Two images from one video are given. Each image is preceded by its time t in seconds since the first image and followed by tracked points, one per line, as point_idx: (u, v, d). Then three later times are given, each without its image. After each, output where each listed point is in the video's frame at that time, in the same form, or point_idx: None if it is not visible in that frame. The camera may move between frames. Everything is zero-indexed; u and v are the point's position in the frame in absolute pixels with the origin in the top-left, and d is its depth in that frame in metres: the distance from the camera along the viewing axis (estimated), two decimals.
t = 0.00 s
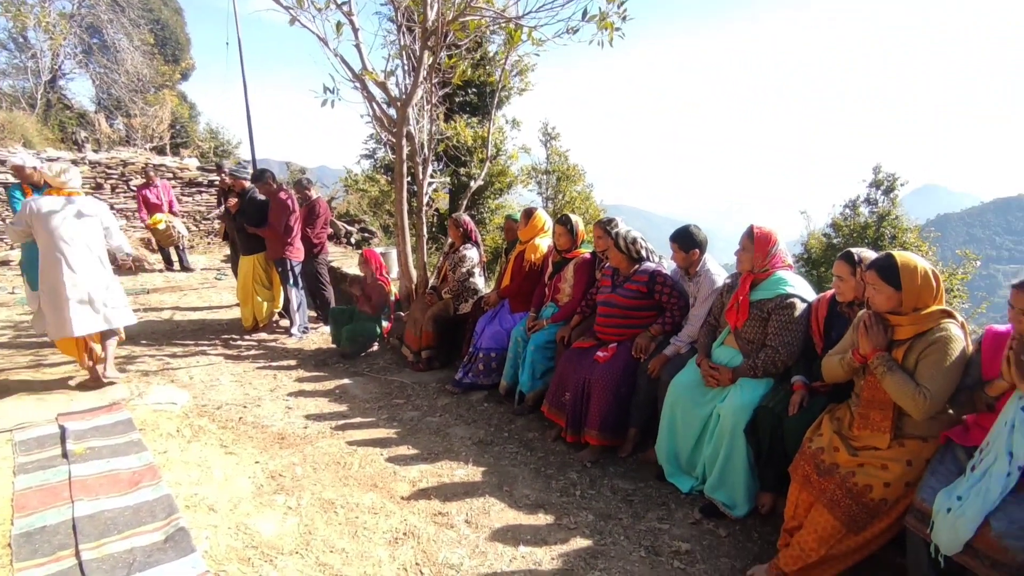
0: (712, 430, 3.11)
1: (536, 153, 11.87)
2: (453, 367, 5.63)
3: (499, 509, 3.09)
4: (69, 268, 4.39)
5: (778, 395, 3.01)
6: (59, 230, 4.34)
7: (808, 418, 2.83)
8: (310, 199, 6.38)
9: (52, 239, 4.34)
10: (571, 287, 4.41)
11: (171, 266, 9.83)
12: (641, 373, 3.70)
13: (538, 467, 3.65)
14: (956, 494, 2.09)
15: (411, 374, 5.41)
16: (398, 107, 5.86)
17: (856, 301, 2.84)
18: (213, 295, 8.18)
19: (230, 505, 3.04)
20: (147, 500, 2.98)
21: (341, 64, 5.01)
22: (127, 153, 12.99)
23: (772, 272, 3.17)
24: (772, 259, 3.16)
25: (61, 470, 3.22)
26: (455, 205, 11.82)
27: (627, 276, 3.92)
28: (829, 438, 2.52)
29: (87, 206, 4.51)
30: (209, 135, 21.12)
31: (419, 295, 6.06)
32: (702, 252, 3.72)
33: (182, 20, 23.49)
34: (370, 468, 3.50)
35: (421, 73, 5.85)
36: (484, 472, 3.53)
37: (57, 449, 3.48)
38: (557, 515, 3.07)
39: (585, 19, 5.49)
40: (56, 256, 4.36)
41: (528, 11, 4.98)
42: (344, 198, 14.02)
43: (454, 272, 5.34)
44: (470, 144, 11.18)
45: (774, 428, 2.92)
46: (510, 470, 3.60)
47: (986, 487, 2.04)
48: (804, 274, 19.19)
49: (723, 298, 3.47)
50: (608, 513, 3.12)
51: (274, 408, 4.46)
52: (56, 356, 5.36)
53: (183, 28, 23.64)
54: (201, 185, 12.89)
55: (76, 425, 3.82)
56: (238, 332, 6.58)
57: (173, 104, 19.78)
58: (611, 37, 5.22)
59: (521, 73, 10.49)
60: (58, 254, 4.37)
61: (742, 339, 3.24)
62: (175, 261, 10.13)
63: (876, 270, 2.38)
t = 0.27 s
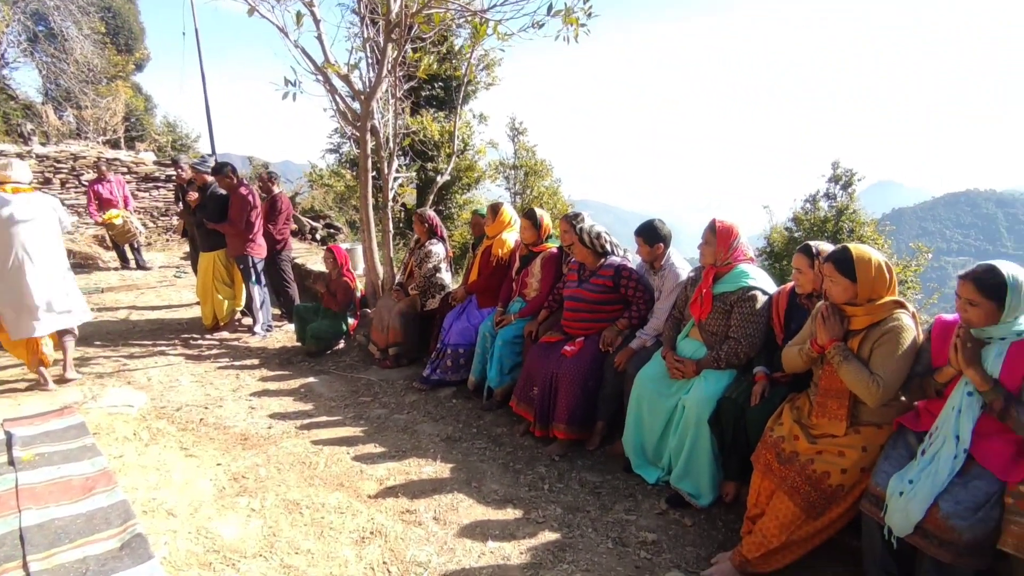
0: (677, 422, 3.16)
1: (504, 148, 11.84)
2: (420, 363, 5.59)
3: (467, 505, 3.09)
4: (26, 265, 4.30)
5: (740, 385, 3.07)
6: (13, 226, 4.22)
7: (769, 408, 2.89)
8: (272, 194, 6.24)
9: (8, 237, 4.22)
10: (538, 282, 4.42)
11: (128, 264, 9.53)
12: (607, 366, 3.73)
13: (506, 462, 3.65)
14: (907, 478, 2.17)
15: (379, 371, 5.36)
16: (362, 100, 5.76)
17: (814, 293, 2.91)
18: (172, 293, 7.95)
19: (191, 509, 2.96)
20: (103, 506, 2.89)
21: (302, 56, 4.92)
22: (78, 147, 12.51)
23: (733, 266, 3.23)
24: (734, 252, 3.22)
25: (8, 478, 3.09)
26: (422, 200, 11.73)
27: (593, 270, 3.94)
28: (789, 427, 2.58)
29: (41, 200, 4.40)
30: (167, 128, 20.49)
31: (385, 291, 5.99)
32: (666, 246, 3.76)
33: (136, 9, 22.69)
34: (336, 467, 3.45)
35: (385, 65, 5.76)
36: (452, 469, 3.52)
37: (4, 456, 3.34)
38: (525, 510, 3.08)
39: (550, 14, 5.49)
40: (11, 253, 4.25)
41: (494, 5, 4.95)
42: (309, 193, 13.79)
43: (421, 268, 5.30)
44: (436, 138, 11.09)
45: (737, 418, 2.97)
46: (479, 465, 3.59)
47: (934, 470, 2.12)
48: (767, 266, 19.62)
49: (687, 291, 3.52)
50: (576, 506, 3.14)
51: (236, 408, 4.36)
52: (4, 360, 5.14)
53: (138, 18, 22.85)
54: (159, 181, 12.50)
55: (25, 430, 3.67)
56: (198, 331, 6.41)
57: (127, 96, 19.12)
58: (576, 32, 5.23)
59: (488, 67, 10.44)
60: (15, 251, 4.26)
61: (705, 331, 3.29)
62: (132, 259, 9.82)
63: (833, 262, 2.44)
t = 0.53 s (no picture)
0: (644, 416, 3.19)
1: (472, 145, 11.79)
2: (389, 362, 5.54)
3: (436, 504, 3.06)
4: None
5: (705, 379, 3.12)
6: None
7: (733, 401, 2.94)
8: (234, 191, 6.10)
9: None
10: (506, 279, 4.42)
11: (83, 264, 9.21)
12: (575, 362, 3.74)
13: (475, 460, 3.64)
14: (864, 466, 2.24)
15: (346, 371, 5.29)
16: (326, 96, 5.66)
17: (775, 288, 2.97)
18: (130, 294, 7.72)
19: (149, 516, 2.87)
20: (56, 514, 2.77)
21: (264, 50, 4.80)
22: (28, 143, 12.02)
23: (698, 261, 3.28)
24: (698, 248, 3.26)
25: None
26: (390, 197, 11.61)
27: (560, 267, 3.95)
28: (753, 419, 2.63)
29: None
30: (124, 123, 19.85)
31: (352, 290, 5.91)
32: (632, 242, 3.79)
33: None
34: (302, 469, 3.40)
35: (349, 61, 5.67)
36: (421, 468, 3.49)
37: None
38: (494, 507, 3.07)
39: (516, 10, 5.47)
40: None
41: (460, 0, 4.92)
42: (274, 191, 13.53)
43: (388, 266, 5.24)
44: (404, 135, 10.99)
45: (702, 412, 3.01)
46: (448, 464, 3.57)
47: (890, 458, 2.18)
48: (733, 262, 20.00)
49: (653, 287, 3.56)
50: (545, 502, 3.15)
51: (198, 411, 4.25)
52: None
53: (91, 8, 22.06)
54: (115, 178, 12.11)
55: None
56: (158, 333, 6.23)
57: (81, 90, 18.46)
58: (543, 28, 5.23)
59: (456, 63, 10.37)
60: None
61: (671, 326, 3.33)
62: (87, 259, 9.49)
63: (794, 258, 2.49)
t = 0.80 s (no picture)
0: (614, 413, 3.21)
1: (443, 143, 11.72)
2: (359, 362, 5.48)
3: (406, 504, 3.04)
4: None
5: (674, 375, 3.15)
6: None
7: (701, 396, 2.98)
8: (197, 189, 5.96)
9: None
10: (477, 277, 4.40)
11: (39, 265, 8.90)
12: (546, 360, 3.75)
13: (446, 459, 3.62)
14: (826, 457, 2.28)
15: (315, 372, 5.21)
16: (292, 92, 5.56)
17: (741, 284, 3.01)
18: (89, 295, 7.48)
19: (109, 524, 2.79)
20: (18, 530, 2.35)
21: (228, 45, 4.69)
22: None
23: (666, 258, 3.31)
24: (666, 245, 3.29)
25: None
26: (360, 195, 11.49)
27: (531, 265, 3.96)
28: (719, 414, 2.67)
29: None
30: (82, 119, 19.24)
31: (321, 289, 5.83)
32: (601, 240, 3.81)
33: None
34: (270, 472, 3.34)
35: (315, 56, 5.58)
36: (391, 468, 3.46)
37: None
38: (465, 506, 3.06)
39: (485, 7, 5.46)
40: None
41: None
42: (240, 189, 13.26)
43: (357, 265, 5.18)
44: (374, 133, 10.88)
45: (671, 407, 3.04)
46: (418, 464, 3.55)
47: (850, 449, 2.24)
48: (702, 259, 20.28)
49: (622, 284, 3.58)
50: (516, 500, 3.15)
51: (161, 415, 4.15)
52: None
53: None
54: (73, 176, 11.73)
55: None
56: (119, 335, 6.06)
57: (36, 85, 17.83)
58: (512, 26, 5.22)
59: (426, 60, 10.29)
60: None
61: (640, 323, 3.36)
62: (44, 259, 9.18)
63: (759, 254, 2.53)
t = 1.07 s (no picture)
0: (588, 410, 3.22)
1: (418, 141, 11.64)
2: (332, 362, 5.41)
3: (380, 506, 3.01)
4: None
5: (647, 371, 3.18)
6: None
7: (673, 392, 3.00)
8: (163, 187, 5.82)
9: None
10: (451, 276, 4.38)
11: None
12: (521, 358, 3.75)
13: (421, 459, 3.60)
14: (795, 451, 2.32)
15: (287, 373, 5.14)
16: (261, 89, 5.46)
17: (711, 281, 3.05)
18: (51, 297, 7.26)
19: (71, 533, 2.70)
20: None
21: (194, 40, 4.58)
22: None
23: (638, 256, 3.33)
24: (638, 242, 3.32)
25: None
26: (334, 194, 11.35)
27: (505, 263, 3.95)
28: (691, 409, 2.70)
29: None
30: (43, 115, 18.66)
31: (293, 289, 5.74)
32: (575, 238, 3.82)
33: None
34: (240, 476, 3.28)
35: (285, 52, 5.48)
36: (365, 469, 3.43)
37: None
38: (439, 506, 3.04)
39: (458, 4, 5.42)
40: None
41: None
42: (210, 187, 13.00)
43: (330, 264, 5.12)
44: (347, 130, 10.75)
45: (644, 403, 3.07)
46: (393, 464, 3.52)
47: (818, 442, 2.28)
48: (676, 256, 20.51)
49: (596, 282, 3.60)
50: (491, 499, 3.14)
51: (127, 420, 4.04)
52: None
53: None
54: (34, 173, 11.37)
55: None
56: (83, 337, 5.89)
57: None
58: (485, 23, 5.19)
59: (399, 57, 10.20)
60: None
61: (614, 320, 3.38)
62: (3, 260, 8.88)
63: (730, 250, 2.56)
